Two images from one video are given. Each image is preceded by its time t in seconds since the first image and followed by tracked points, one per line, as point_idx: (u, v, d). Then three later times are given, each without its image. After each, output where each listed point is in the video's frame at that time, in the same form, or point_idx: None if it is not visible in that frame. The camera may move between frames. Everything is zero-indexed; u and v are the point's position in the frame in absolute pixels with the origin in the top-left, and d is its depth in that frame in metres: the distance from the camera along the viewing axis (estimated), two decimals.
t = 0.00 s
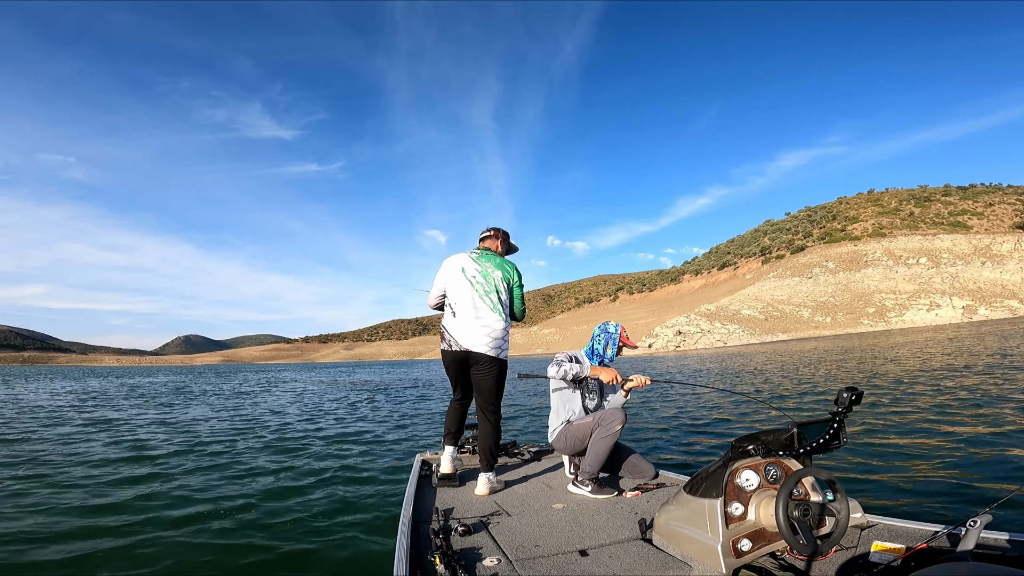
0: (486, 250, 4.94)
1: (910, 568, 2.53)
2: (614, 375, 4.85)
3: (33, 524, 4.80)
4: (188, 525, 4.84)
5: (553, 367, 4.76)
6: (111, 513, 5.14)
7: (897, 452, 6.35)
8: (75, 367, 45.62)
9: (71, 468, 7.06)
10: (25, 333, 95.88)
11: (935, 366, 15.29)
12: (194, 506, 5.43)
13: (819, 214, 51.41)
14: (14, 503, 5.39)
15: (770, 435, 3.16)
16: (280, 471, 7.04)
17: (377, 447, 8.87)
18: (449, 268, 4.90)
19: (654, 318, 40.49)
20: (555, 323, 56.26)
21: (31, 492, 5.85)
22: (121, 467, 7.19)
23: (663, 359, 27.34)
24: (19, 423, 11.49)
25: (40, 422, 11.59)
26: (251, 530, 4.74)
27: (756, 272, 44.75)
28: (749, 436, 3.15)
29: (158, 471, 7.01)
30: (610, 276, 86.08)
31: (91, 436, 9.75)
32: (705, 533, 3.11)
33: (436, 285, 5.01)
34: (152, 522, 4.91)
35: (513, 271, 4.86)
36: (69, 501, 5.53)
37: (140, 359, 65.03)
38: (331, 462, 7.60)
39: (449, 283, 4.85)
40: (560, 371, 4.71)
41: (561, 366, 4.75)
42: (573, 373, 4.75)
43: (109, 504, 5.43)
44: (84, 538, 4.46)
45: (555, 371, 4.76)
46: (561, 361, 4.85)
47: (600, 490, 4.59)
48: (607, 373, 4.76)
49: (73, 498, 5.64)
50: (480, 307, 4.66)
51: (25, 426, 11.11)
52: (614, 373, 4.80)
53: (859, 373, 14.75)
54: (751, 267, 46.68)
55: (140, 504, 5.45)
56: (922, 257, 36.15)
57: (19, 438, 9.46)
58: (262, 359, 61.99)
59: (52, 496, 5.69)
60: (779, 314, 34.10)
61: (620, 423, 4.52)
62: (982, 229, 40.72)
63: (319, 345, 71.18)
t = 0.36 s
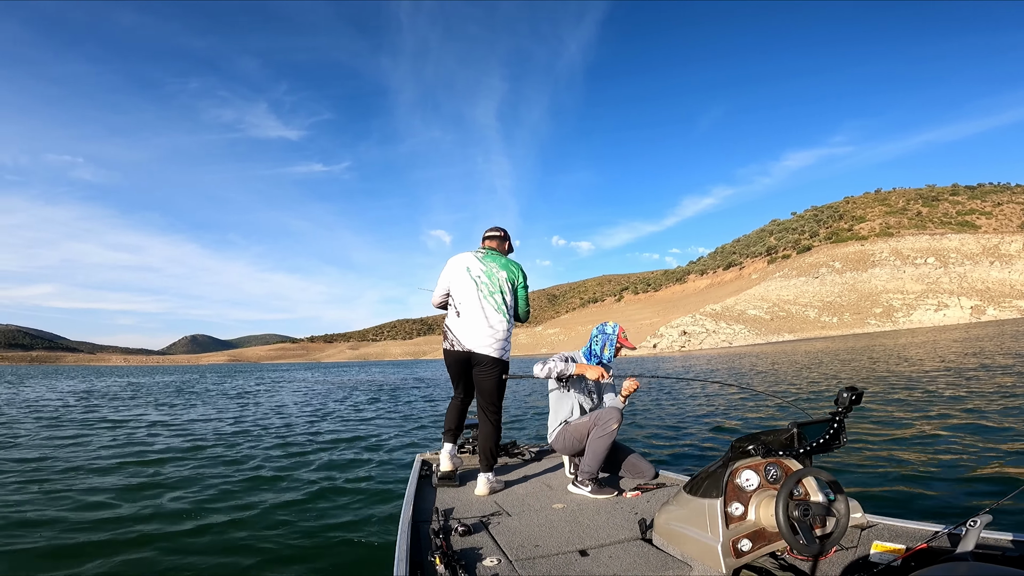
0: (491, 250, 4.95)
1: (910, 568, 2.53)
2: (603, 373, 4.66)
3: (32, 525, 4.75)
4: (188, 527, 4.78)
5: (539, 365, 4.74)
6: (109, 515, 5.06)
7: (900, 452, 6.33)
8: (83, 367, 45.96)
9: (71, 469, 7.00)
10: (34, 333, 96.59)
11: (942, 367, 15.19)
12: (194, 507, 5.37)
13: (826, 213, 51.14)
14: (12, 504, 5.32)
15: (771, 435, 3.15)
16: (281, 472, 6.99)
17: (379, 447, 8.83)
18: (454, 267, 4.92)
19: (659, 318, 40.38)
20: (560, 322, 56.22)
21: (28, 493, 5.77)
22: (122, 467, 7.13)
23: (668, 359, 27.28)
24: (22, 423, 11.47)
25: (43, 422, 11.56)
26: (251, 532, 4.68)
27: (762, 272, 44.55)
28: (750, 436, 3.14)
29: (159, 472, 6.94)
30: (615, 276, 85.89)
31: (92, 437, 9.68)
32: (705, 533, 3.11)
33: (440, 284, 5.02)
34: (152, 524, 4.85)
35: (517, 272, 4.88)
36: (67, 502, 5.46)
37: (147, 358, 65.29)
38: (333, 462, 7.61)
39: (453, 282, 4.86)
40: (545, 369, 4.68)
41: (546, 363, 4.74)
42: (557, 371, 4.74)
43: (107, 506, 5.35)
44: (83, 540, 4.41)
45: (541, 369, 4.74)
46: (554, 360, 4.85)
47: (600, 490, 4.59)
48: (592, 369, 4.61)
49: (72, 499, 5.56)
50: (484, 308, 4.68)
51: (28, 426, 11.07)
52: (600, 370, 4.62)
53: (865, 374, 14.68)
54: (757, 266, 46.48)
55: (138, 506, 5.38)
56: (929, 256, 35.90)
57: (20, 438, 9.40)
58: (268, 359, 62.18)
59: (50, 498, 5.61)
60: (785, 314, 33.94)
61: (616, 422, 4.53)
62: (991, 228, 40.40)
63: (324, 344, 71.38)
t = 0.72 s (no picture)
0: (491, 249, 4.92)
1: (910, 567, 2.52)
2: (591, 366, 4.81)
3: (34, 530, 4.75)
4: (188, 534, 4.71)
5: (528, 363, 4.71)
6: (108, 523, 4.98)
7: (903, 451, 6.31)
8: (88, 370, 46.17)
9: (71, 475, 6.91)
10: (40, 335, 97.23)
11: (946, 363, 15.13)
12: (194, 514, 5.28)
13: (829, 210, 50.96)
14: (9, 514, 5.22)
15: (770, 435, 3.15)
16: (283, 475, 6.92)
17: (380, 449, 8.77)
18: (454, 265, 4.87)
19: (662, 317, 40.34)
20: (563, 322, 56.18)
21: (26, 501, 5.67)
22: (123, 473, 7.05)
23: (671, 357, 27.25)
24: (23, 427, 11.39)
25: (44, 426, 11.51)
26: (253, 539, 4.62)
27: (765, 269, 44.45)
28: (750, 436, 3.13)
29: (159, 477, 6.86)
30: (617, 275, 85.87)
31: (94, 441, 9.59)
32: (705, 533, 3.10)
33: (440, 281, 4.97)
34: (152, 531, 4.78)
35: (519, 272, 4.88)
36: (67, 510, 5.37)
37: (152, 361, 65.54)
38: (334, 463, 7.62)
39: (454, 282, 4.82)
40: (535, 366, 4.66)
41: (535, 360, 4.72)
42: (546, 367, 4.72)
43: (105, 514, 5.26)
44: (81, 549, 4.35)
45: (530, 366, 4.71)
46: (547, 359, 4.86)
47: (600, 490, 4.59)
48: (581, 362, 4.73)
49: (71, 507, 5.47)
50: (487, 309, 4.67)
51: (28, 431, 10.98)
52: (589, 361, 4.78)
53: (869, 371, 14.65)
54: (760, 264, 46.38)
55: (136, 514, 5.29)
56: (934, 252, 35.75)
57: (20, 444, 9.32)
58: (272, 360, 62.32)
59: (47, 506, 5.51)
60: (789, 312, 33.86)
61: (614, 420, 4.55)
62: (996, 224, 40.20)
63: (328, 345, 71.48)
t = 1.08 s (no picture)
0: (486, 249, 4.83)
1: (909, 568, 2.51)
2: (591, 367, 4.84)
3: (36, 529, 4.77)
4: (186, 538, 4.62)
5: (531, 376, 4.66)
6: (105, 526, 4.89)
7: (905, 451, 6.31)
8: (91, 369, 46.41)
9: (68, 477, 6.80)
10: (43, 335, 97.59)
11: (949, 363, 15.10)
12: (193, 516, 5.20)
13: (832, 209, 50.82)
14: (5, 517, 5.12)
15: (770, 435, 3.14)
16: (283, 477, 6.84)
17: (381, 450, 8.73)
18: (449, 264, 4.72)
19: (664, 316, 40.27)
20: (566, 321, 56.13)
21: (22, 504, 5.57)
22: (120, 474, 6.95)
23: (673, 357, 27.22)
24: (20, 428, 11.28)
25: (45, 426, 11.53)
26: (252, 542, 4.55)
27: (768, 269, 44.36)
28: (750, 436, 3.13)
29: (158, 479, 6.76)
30: (620, 275, 85.85)
31: (92, 442, 9.48)
32: (705, 533, 3.10)
33: (431, 279, 4.80)
34: (150, 534, 4.69)
35: (514, 274, 4.85)
36: (64, 510, 5.31)
37: (155, 361, 65.73)
38: (333, 464, 7.62)
39: (449, 281, 4.67)
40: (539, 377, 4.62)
41: (537, 371, 4.70)
42: (550, 376, 4.70)
43: (104, 516, 5.16)
44: (80, 548, 4.34)
45: (533, 378, 4.68)
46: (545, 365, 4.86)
47: (600, 490, 4.59)
48: (582, 363, 4.72)
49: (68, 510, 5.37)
50: (485, 311, 4.59)
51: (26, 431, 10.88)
52: (589, 362, 4.79)
53: (872, 371, 14.62)
54: (763, 263, 46.29)
55: (134, 516, 5.20)
56: (937, 252, 35.63)
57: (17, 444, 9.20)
58: (274, 360, 62.41)
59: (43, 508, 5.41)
60: (791, 311, 33.78)
61: (612, 421, 4.55)
62: (1000, 223, 40.07)
63: (330, 345, 71.53)
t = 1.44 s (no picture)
0: (475, 245, 4.81)
1: (909, 568, 2.52)
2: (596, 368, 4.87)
3: (39, 520, 4.81)
4: (185, 533, 4.60)
5: (539, 379, 4.70)
6: (104, 521, 4.86)
7: (906, 460, 6.32)
8: (95, 362, 46.68)
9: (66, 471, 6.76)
10: (49, 326, 98.14)
11: (954, 376, 15.06)
12: (191, 513, 5.17)
13: (839, 219, 50.64)
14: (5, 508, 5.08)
15: (770, 435, 3.16)
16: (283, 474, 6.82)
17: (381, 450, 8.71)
18: (442, 266, 4.66)
19: (668, 323, 40.21)
20: (569, 326, 56.09)
21: (20, 496, 5.52)
22: (119, 469, 6.89)
23: (677, 364, 27.19)
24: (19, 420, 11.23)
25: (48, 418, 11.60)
26: (252, 538, 4.54)
27: (773, 278, 44.24)
28: (750, 436, 3.15)
29: (157, 474, 6.73)
30: (625, 280, 85.69)
31: (91, 436, 9.43)
32: (705, 533, 3.12)
33: (424, 283, 4.72)
34: (150, 528, 4.69)
35: (506, 268, 4.89)
36: (67, 502, 5.36)
37: (159, 355, 65.95)
38: (333, 461, 7.65)
39: (445, 284, 4.61)
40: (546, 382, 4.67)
41: (544, 374, 4.73)
42: (557, 379, 4.73)
43: (104, 511, 5.14)
44: (80, 540, 4.36)
45: (541, 382, 4.71)
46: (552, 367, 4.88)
47: (600, 491, 4.61)
48: (589, 363, 4.74)
49: (68, 503, 5.33)
50: (485, 309, 4.61)
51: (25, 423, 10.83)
52: (595, 361, 4.82)
53: (876, 382, 14.60)
54: (769, 272, 46.19)
55: (134, 511, 5.17)
56: (945, 264, 35.46)
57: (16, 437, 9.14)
58: (277, 357, 62.55)
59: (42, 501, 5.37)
60: (796, 321, 33.68)
61: (614, 421, 4.56)
62: (1009, 236, 39.84)
63: (333, 343, 71.68)
